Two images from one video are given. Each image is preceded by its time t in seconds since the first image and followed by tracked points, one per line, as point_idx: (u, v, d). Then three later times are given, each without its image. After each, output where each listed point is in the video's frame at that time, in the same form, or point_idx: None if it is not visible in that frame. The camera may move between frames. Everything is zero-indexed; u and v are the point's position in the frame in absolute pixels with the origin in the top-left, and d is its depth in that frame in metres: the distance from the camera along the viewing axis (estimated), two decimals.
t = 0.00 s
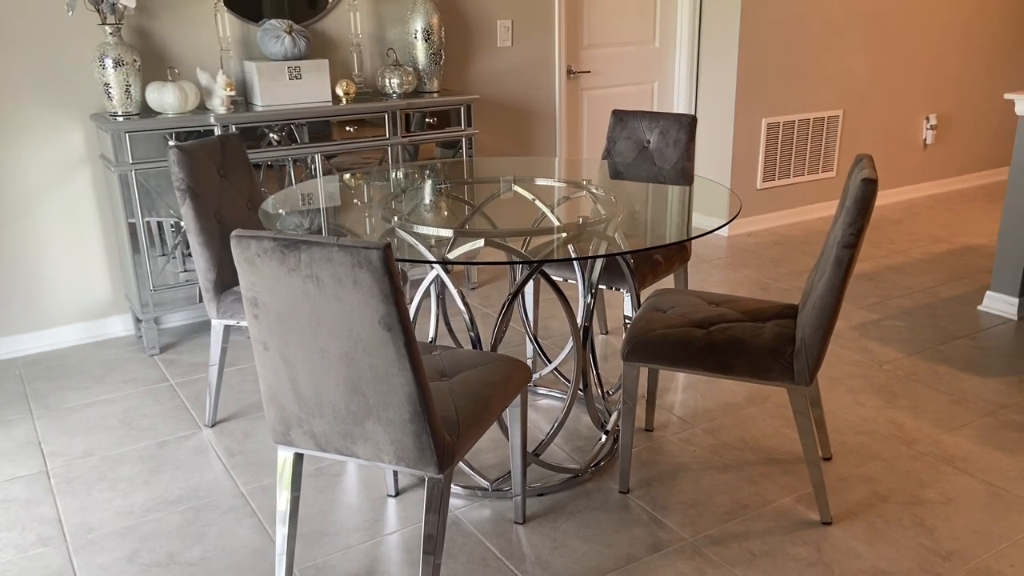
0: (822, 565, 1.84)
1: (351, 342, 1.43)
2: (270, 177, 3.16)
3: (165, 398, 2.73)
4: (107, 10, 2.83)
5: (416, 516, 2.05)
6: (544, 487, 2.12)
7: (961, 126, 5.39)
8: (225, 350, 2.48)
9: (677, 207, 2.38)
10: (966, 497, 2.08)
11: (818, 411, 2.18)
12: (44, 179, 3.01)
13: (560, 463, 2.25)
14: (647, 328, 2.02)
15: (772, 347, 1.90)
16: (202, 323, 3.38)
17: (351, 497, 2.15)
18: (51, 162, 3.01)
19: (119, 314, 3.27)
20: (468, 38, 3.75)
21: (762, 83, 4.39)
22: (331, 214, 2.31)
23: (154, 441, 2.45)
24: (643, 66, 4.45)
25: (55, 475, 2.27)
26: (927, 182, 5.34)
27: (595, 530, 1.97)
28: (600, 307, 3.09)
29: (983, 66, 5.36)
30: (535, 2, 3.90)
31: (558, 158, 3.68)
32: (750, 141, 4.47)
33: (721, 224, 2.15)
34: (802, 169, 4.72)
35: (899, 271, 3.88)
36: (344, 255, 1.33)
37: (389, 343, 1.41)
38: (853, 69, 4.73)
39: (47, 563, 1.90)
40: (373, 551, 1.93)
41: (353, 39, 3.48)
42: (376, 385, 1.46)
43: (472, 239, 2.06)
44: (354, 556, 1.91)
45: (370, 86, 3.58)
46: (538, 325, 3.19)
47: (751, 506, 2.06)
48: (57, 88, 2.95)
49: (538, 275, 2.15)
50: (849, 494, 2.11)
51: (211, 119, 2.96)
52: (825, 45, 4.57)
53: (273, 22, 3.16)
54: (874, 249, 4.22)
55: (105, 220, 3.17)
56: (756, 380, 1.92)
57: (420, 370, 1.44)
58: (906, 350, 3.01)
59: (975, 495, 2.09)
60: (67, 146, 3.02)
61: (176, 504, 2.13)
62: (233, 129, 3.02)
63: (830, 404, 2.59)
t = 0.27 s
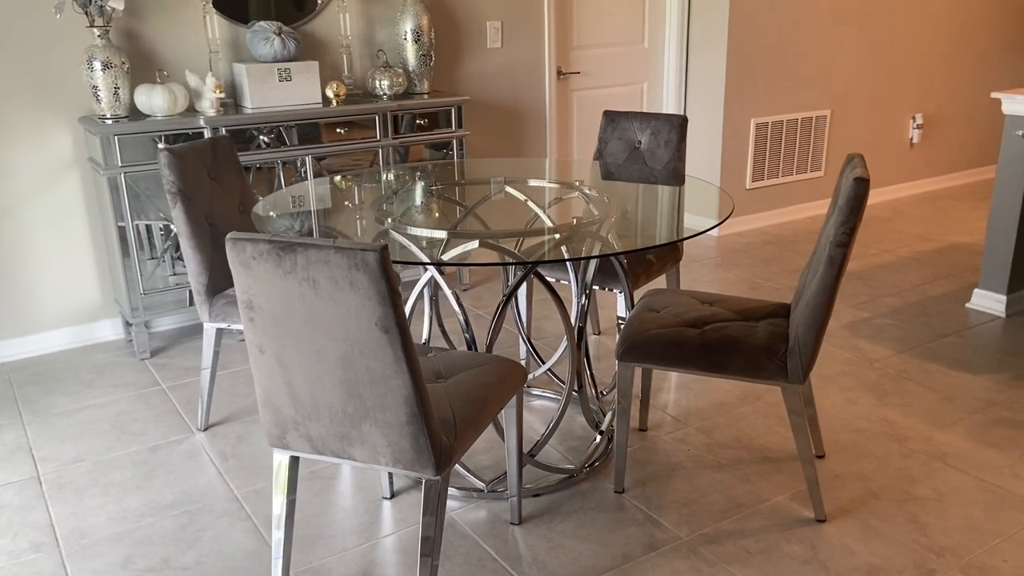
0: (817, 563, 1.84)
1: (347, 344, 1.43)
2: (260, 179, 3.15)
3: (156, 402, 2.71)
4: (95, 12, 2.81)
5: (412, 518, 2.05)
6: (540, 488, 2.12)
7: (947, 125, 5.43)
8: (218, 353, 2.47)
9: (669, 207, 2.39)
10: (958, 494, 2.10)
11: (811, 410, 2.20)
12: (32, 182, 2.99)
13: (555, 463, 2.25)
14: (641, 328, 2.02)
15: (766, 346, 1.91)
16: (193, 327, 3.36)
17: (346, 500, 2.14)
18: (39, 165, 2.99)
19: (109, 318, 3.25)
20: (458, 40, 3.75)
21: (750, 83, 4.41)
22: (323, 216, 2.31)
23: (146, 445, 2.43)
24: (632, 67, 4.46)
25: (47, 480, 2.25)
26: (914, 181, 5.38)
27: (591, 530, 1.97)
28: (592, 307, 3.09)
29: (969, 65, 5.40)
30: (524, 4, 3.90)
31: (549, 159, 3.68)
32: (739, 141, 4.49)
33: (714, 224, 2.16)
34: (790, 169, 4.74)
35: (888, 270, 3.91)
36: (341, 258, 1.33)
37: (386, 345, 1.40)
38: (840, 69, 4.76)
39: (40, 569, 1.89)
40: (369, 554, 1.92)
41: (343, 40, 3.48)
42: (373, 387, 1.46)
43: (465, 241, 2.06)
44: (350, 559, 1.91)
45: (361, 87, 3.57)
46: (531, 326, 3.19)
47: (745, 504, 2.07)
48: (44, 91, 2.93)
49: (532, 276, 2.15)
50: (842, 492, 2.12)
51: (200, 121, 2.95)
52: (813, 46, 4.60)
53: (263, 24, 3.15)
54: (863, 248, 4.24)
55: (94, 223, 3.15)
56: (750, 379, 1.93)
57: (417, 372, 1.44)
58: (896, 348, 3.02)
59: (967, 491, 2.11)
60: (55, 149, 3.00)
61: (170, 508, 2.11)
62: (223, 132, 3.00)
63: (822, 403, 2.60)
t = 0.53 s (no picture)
0: (810, 563, 1.86)
1: (342, 348, 1.43)
2: (250, 183, 3.14)
3: (148, 407, 2.70)
4: (84, 16, 2.80)
5: (406, 522, 2.05)
6: (534, 490, 2.13)
7: (934, 126, 5.47)
8: (210, 358, 2.46)
9: (660, 209, 2.40)
10: (949, 493, 2.11)
11: (803, 410, 2.21)
12: (21, 187, 2.97)
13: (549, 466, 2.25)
14: (635, 330, 2.03)
15: (758, 346, 1.92)
16: (183, 332, 3.35)
17: (340, 504, 2.14)
18: (28, 170, 2.97)
19: (99, 323, 3.23)
20: (448, 43, 3.76)
21: (739, 86, 4.43)
22: (315, 220, 2.30)
23: (137, 451, 2.42)
24: (622, 69, 4.47)
25: (38, 487, 2.24)
26: (902, 182, 5.41)
27: (586, 532, 1.98)
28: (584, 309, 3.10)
29: (955, 67, 5.44)
30: (514, 7, 3.91)
31: (540, 162, 3.69)
32: (728, 143, 4.51)
33: (706, 226, 2.17)
34: (779, 171, 4.77)
35: (877, 271, 3.93)
36: (336, 261, 1.33)
37: (381, 348, 1.40)
38: (828, 71, 4.79)
39: None
40: (363, 558, 1.92)
41: (334, 44, 3.47)
42: (368, 391, 1.46)
43: (458, 243, 2.06)
44: (344, 563, 1.90)
45: (351, 91, 3.57)
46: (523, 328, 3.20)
47: (739, 505, 2.08)
48: (33, 95, 2.92)
49: (525, 278, 2.16)
50: (834, 491, 2.13)
51: (191, 125, 2.94)
52: (801, 48, 4.62)
53: (253, 28, 3.15)
54: (852, 249, 4.27)
55: (83, 228, 3.13)
56: (743, 380, 1.94)
57: (412, 375, 1.44)
58: (886, 348, 3.04)
59: (958, 490, 2.12)
60: (44, 154, 2.98)
61: (163, 514, 2.10)
62: (213, 136, 2.99)
63: (814, 403, 2.62)
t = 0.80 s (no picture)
0: (803, 565, 1.86)
1: (335, 351, 1.42)
2: (241, 186, 3.13)
3: (139, 411, 2.69)
4: (75, 19, 2.79)
5: (399, 526, 2.05)
6: (527, 494, 2.13)
7: (923, 129, 5.51)
8: (201, 362, 2.45)
9: (652, 212, 2.41)
10: (940, 494, 2.12)
11: (795, 412, 2.22)
12: (11, 190, 2.95)
13: (542, 469, 2.25)
14: (627, 332, 2.03)
15: (750, 349, 1.92)
16: (174, 335, 3.33)
17: (333, 508, 2.13)
18: (17, 173, 2.95)
19: (89, 327, 3.22)
20: (440, 45, 3.76)
21: (730, 89, 4.45)
22: (307, 223, 2.30)
23: (129, 455, 2.41)
24: (614, 72, 4.48)
25: (28, 491, 2.23)
26: (892, 184, 5.44)
27: (579, 534, 1.98)
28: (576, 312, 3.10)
29: (944, 70, 5.48)
30: (506, 10, 3.91)
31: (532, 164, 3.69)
32: (719, 146, 4.52)
33: (698, 229, 2.18)
34: (770, 173, 4.78)
35: (868, 273, 3.95)
36: (329, 265, 1.33)
37: (374, 351, 1.40)
38: (818, 74, 4.82)
39: None
40: (356, 562, 1.92)
41: (325, 47, 3.47)
42: (361, 395, 1.45)
43: (451, 247, 2.06)
44: (337, 567, 1.90)
45: (343, 94, 3.57)
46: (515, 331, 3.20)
47: (731, 507, 2.08)
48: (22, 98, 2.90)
49: (517, 281, 2.16)
50: (826, 493, 2.14)
51: (182, 128, 2.93)
52: (791, 52, 4.65)
53: (244, 31, 3.14)
54: (843, 252, 4.29)
55: (73, 231, 3.12)
56: (735, 382, 1.94)
57: (406, 379, 1.44)
58: (877, 350, 3.06)
59: (949, 491, 2.13)
60: (34, 157, 2.97)
61: (154, 519, 2.09)
62: (204, 139, 2.99)
63: (805, 405, 2.63)
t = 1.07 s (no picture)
0: (796, 567, 1.87)
1: (329, 354, 1.42)
2: (235, 188, 3.13)
3: (132, 414, 2.68)
4: (68, 20, 2.78)
5: (393, 528, 2.05)
6: (521, 496, 2.13)
7: (916, 133, 5.53)
8: (195, 364, 2.44)
9: (647, 215, 2.41)
10: (932, 496, 2.13)
11: (788, 415, 2.22)
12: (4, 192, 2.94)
13: (536, 471, 2.25)
14: (621, 335, 2.04)
15: (744, 352, 1.93)
16: (168, 337, 3.32)
17: (327, 510, 2.13)
18: (9, 175, 2.94)
19: (82, 329, 3.21)
20: (435, 48, 3.76)
21: (724, 92, 4.47)
22: (301, 225, 2.29)
23: (122, 458, 2.40)
24: (608, 75, 4.49)
25: (21, 494, 2.22)
26: (885, 187, 5.46)
27: (573, 537, 1.98)
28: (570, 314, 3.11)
29: (937, 74, 5.50)
30: (500, 12, 3.91)
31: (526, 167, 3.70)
32: (713, 149, 4.53)
33: (692, 232, 2.18)
34: (764, 176, 4.80)
35: (861, 276, 3.97)
36: (323, 268, 1.33)
37: (368, 354, 1.40)
38: (812, 78, 4.83)
39: None
40: (350, 564, 1.92)
41: (320, 49, 3.47)
42: (356, 398, 1.45)
43: (445, 249, 2.06)
44: (331, 570, 1.90)
45: (338, 96, 3.56)
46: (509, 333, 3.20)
47: (725, 509, 2.08)
48: (15, 99, 2.89)
49: (512, 284, 2.16)
50: (820, 495, 2.15)
51: (176, 130, 2.93)
52: (784, 55, 4.66)
53: (238, 32, 3.14)
54: (836, 254, 4.30)
55: (66, 233, 3.11)
56: (729, 385, 1.94)
57: (400, 381, 1.44)
58: (870, 352, 3.07)
59: (941, 494, 2.14)
60: (27, 158, 2.96)
61: (148, 521, 2.09)
62: (198, 141, 2.98)
63: (799, 407, 2.63)
